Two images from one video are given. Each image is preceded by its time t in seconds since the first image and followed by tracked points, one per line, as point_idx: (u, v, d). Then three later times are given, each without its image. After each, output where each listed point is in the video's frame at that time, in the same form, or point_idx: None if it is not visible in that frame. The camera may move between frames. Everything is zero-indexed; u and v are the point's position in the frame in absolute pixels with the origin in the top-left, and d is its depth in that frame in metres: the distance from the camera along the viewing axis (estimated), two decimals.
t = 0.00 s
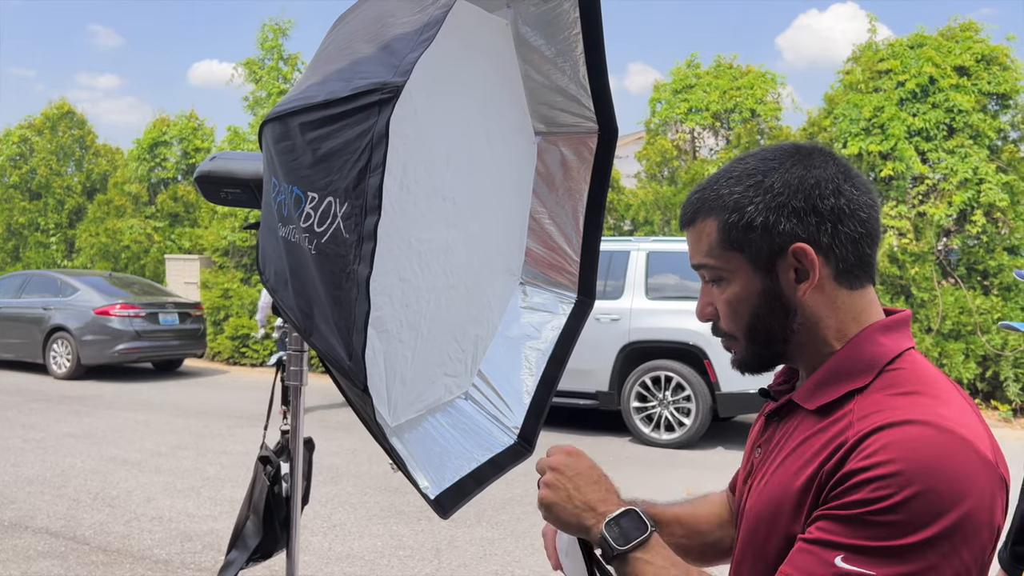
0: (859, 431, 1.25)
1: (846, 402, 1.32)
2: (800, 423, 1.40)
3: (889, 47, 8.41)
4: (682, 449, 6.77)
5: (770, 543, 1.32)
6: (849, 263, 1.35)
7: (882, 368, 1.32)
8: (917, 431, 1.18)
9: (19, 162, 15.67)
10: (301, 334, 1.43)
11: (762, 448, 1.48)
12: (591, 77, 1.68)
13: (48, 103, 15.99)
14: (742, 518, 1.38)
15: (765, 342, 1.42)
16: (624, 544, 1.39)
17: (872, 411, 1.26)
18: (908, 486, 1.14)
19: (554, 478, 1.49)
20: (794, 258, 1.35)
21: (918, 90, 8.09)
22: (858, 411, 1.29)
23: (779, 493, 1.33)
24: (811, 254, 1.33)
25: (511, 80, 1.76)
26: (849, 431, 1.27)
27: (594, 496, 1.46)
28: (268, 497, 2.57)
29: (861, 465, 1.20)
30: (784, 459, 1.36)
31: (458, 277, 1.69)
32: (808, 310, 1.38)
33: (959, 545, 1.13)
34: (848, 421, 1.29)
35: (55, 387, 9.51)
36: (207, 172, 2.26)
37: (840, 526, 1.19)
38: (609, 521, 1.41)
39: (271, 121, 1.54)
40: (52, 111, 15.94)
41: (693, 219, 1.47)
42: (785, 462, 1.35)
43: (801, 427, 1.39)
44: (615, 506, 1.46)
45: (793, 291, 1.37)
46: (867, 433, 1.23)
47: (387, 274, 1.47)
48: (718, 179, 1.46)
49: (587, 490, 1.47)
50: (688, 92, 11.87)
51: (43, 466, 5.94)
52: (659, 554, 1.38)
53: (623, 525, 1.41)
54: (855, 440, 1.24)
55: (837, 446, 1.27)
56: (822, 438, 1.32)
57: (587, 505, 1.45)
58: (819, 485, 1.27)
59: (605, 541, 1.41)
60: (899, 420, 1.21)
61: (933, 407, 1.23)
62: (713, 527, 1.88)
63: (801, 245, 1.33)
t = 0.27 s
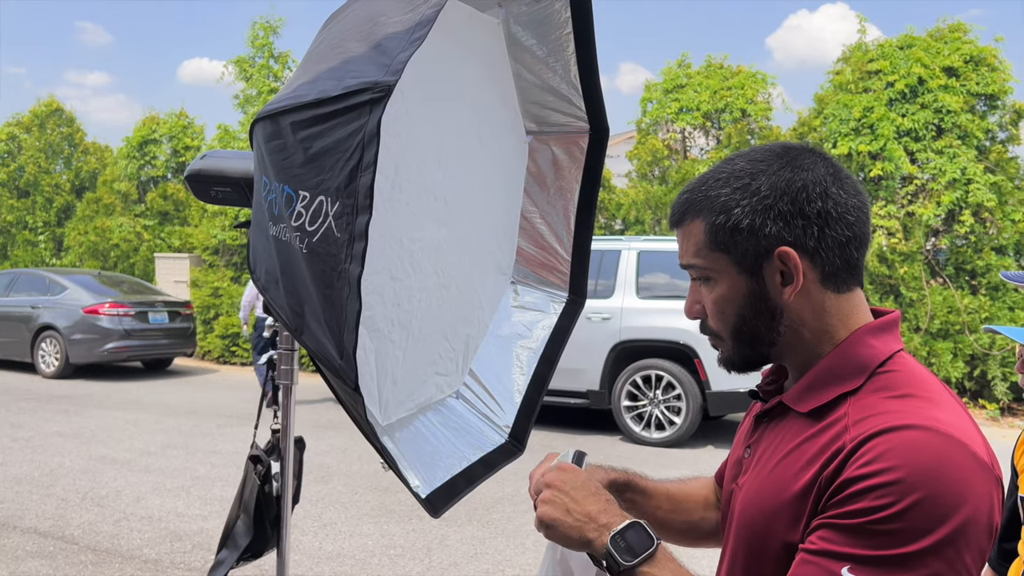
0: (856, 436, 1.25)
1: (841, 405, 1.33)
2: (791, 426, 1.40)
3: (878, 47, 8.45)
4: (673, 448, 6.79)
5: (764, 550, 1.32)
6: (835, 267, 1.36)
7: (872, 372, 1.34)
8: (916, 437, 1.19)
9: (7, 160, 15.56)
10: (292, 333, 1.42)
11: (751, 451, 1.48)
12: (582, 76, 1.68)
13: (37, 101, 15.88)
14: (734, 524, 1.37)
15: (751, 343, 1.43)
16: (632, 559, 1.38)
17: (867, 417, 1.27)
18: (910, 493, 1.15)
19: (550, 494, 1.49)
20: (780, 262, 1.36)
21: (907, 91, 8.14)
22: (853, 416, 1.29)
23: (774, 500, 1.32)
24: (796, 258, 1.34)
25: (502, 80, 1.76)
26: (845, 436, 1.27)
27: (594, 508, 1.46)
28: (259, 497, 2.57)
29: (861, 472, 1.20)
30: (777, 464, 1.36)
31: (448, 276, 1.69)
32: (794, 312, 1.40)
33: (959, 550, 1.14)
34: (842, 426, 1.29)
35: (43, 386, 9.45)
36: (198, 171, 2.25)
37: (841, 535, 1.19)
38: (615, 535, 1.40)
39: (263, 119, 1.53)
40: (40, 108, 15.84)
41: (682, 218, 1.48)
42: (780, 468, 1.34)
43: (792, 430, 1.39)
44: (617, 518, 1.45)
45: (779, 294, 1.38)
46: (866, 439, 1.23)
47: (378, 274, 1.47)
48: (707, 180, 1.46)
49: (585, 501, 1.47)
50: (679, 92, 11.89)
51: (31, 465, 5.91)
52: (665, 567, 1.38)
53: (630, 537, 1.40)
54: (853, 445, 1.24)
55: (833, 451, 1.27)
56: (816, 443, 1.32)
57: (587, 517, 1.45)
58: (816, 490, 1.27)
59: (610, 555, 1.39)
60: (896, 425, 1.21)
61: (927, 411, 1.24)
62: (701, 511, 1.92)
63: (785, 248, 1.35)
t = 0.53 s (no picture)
0: (844, 436, 1.26)
1: (827, 403, 1.34)
2: (776, 424, 1.41)
3: (863, 48, 8.51)
4: (659, 446, 6.82)
5: (753, 549, 1.32)
6: (823, 267, 1.38)
7: (856, 371, 1.35)
8: (905, 437, 1.20)
9: None
10: (277, 332, 1.42)
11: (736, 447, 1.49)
12: (569, 75, 1.68)
13: (19, 98, 15.72)
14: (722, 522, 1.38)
15: (735, 337, 1.44)
16: (626, 557, 1.37)
17: (855, 416, 1.28)
18: (899, 493, 1.16)
19: (550, 483, 1.50)
20: (768, 258, 1.37)
21: (892, 91, 8.20)
22: (840, 415, 1.30)
23: (762, 498, 1.32)
24: (784, 255, 1.35)
25: (489, 79, 1.76)
26: (833, 435, 1.28)
27: (592, 503, 1.46)
28: (244, 496, 2.55)
29: (851, 471, 1.20)
30: (765, 462, 1.36)
31: (435, 275, 1.68)
32: (779, 309, 1.41)
33: (946, 549, 1.16)
34: (830, 424, 1.30)
35: (26, 385, 9.36)
36: (183, 168, 2.24)
37: (831, 535, 1.20)
38: (610, 531, 1.40)
39: (248, 116, 1.53)
40: (23, 105, 15.67)
41: (676, 207, 1.48)
42: (768, 467, 1.35)
43: (778, 428, 1.40)
44: (614, 514, 1.45)
45: (765, 290, 1.39)
46: (856, 438, 1.23)
47: (365, 272, 1.47)
48: (703, 170, 1.46)
49: (584, 494, 1.47)
50: (665, 91, 11.92)
51: (13, 465, 5.85)
52: (661, 565, 1.37)
53: (625, 535, 1.39)
54: (842, 445, 1.24)
55: (821, 450, 1.28)
56: (803, 442, 1.32)
57: (585, 510, 1.45)
58: (804, 490, 1.28)
59: (605, 552, 1.39)
60: (886, 425, 1.22)
61: (915, 410, 1.25)
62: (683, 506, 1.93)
63: (775, 245, 1.36)
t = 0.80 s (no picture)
0: (825, 427, 1.27)
1: (807, 396, 1.35)
2: (758, 417, 1.41)
3: (844, 48, 8.59)
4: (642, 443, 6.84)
5: (734, 541, 1.33)
6: (809, 261, 1.39)
7: (838, 364, 1.36)
8: (885, 429, 1.21)
9: None
10: (259, 328, 1.41)
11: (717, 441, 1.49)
12: (552, 73, 1.68)
13: None
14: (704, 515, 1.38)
15: (721, 333, 1.45)
16: (604, 552, 1.37)
17: (835, 408, 1.29)
18: (879, 484, 1.17)
19: (529, 477, 1.49)
20: (756, 253, 1.38)
21: (872, 90, 8.27)
22: (821, 408, 1.31)
23: (744, 490, 1.33)
24: (773, 250, 1.36)
25: (472, 76, 1.75)
26: (814, 428, 1.29)
27: (571, 498, 1.46)
28: (225, 495, 2.53)
29: (831, 463, 1.21)
30: (746, 455, 1.37)
31: (418, 272, 1.67)
32: (766, 303, 1.42)
33: (926, 540, 1.17)
34: (810, 417, 1.31)
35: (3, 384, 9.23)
36: (163, 164, 2.21)
37: (812, 527, 1.20)
38: (587, 527, 1.39)
39: (229, 112, 1.51)
40: None
41: (662, 201, 1.48)
42: (749, 460, 1.36)
43: (760, 421, 1.40)
44: (594, 510, 1.44)
45: (752, 285, 1.40)
46: (836, 431, 1.24)
47: (347, 268, 1.46)
48: (691, 164, 1.47)
49: (564, 488, 1.47)
50: (648, 90, 11.96)
51: None
52: (641, 561, 1.37)
53: (603, 530, 1.38)
54: (823, 437, 1.25)
55: (802, 443, 1.29)
56: (784, 434, 1.33)
57: (563, 505, 1.45)
58: (786, 482, 1.28)
59: (583, 547, 1.39)
60: (866, 417, 1.23)
61: (894, 404, 1.26)
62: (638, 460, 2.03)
63: (764, 239, 1.36)
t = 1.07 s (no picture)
0: (805, 427, 1.27)
1: (785, 394, 1.35)
2: (735, 414, 1.41)
3: (823, 47, 8.67)
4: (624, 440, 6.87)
5: (715, 540, 1.33)
6: (800, 256, 1.40)
7: (816, 360, 1.37)
8: (865, 430, 1.21)
9: None
10: (236, 327, 1.39)
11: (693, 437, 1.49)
12: (533, 70, 1.68)
13: None
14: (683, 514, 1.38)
15: (701, 318, 1.45)
16: (587, 561, 1.36)
17: (814, 408, 1.29)
18: (860, 485, 1.17)
19: (508, 486, 1.46)
20: (747, 241, 1.38)
21: (851, 89, 8.34)
22: (799, 406, 1.31)
23: (723, 488, 1.33)
24: (764, 240, 1.37)
25: (453, 73, 1.74)
26: (793, 427, 1.29)
27: (551, 505, 1.43)
28: (204, 495, 2.50)
29: (812, 464, 1.21)
30: (725, 454, 1.36)
31: (399, 270, 1.66)
32: (750, 294, 1.43)
33: (904, 538, 1.18)
34: (789, 415, 1.31)
35: None
36: (139, 161, 2.18)
37: (794, 528, 1.20)
38: (569, 536, 1.38)
39: (206, 108, 1.49)
40: None
41: (661, 179, 1.49)
42: (728, 458, 1.35)
43: (737, 418, 1.40)
44: (574, 516, 1.42)
45: (739, 273, 1.41)
46: (817, 431, 1.24)
47: (327, 266, 1.44)
48: (693, 147, 1.47)
49: (544, 496, 1.44)
50: (630, 89, 11.98)
51: None
52: (622, 566, 1.37)
53: (585, 539, 1.38)
54: (803, 437, 1.25)
55: (782, 442, 1.29)
56: (763, 433, 1.33)
57: (544, 513, 1.42)
58: (767, 482, 1.28)
59: (565, 557, 1.38)
60: (846, 416, 1.24)
61: (873, 402, 1.27)
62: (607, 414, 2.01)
63: (756, 229, 1.37)
